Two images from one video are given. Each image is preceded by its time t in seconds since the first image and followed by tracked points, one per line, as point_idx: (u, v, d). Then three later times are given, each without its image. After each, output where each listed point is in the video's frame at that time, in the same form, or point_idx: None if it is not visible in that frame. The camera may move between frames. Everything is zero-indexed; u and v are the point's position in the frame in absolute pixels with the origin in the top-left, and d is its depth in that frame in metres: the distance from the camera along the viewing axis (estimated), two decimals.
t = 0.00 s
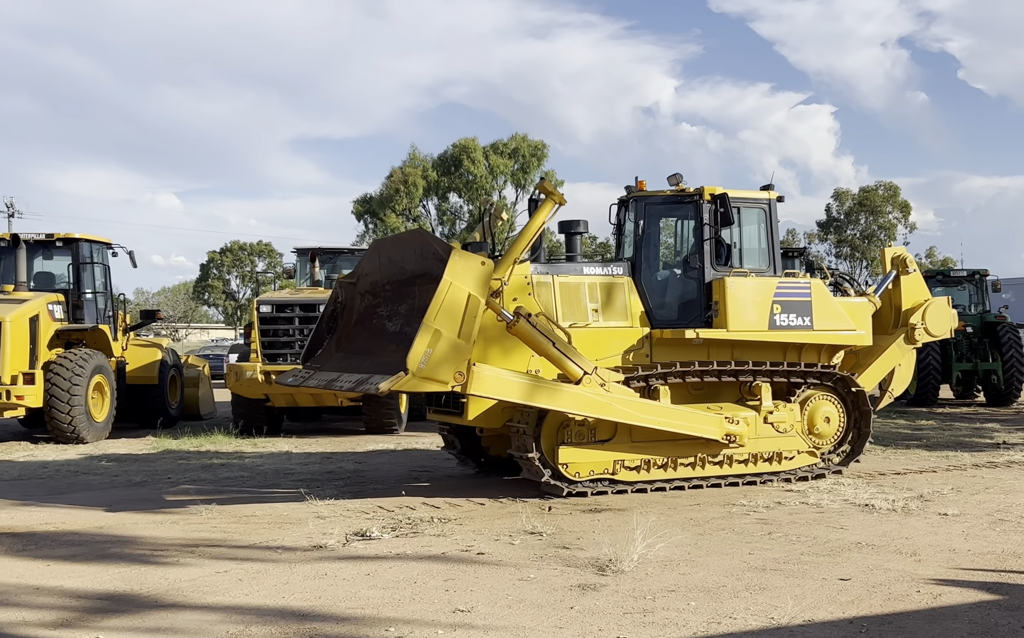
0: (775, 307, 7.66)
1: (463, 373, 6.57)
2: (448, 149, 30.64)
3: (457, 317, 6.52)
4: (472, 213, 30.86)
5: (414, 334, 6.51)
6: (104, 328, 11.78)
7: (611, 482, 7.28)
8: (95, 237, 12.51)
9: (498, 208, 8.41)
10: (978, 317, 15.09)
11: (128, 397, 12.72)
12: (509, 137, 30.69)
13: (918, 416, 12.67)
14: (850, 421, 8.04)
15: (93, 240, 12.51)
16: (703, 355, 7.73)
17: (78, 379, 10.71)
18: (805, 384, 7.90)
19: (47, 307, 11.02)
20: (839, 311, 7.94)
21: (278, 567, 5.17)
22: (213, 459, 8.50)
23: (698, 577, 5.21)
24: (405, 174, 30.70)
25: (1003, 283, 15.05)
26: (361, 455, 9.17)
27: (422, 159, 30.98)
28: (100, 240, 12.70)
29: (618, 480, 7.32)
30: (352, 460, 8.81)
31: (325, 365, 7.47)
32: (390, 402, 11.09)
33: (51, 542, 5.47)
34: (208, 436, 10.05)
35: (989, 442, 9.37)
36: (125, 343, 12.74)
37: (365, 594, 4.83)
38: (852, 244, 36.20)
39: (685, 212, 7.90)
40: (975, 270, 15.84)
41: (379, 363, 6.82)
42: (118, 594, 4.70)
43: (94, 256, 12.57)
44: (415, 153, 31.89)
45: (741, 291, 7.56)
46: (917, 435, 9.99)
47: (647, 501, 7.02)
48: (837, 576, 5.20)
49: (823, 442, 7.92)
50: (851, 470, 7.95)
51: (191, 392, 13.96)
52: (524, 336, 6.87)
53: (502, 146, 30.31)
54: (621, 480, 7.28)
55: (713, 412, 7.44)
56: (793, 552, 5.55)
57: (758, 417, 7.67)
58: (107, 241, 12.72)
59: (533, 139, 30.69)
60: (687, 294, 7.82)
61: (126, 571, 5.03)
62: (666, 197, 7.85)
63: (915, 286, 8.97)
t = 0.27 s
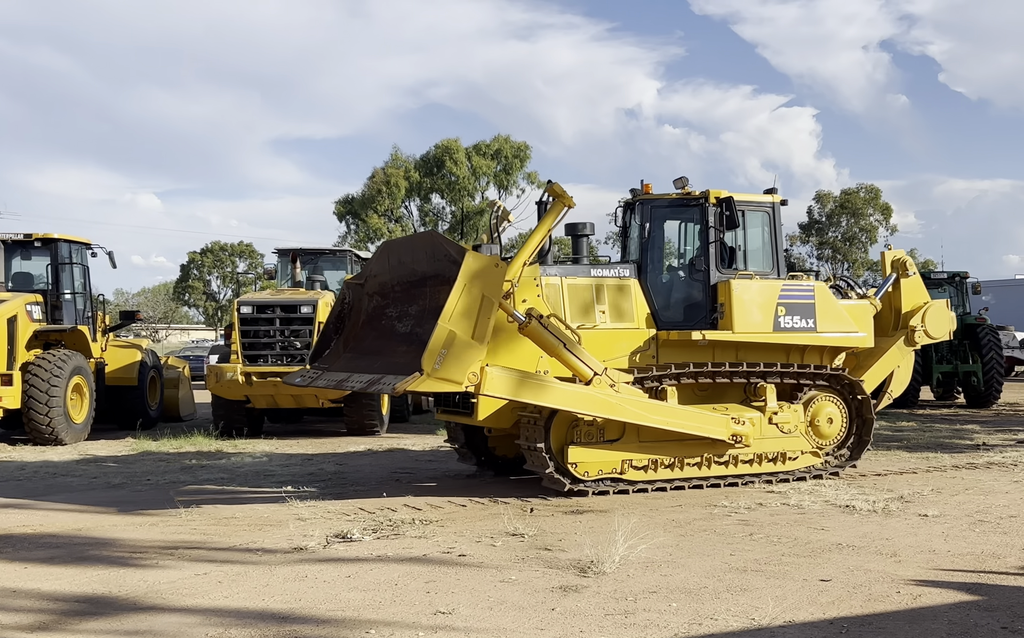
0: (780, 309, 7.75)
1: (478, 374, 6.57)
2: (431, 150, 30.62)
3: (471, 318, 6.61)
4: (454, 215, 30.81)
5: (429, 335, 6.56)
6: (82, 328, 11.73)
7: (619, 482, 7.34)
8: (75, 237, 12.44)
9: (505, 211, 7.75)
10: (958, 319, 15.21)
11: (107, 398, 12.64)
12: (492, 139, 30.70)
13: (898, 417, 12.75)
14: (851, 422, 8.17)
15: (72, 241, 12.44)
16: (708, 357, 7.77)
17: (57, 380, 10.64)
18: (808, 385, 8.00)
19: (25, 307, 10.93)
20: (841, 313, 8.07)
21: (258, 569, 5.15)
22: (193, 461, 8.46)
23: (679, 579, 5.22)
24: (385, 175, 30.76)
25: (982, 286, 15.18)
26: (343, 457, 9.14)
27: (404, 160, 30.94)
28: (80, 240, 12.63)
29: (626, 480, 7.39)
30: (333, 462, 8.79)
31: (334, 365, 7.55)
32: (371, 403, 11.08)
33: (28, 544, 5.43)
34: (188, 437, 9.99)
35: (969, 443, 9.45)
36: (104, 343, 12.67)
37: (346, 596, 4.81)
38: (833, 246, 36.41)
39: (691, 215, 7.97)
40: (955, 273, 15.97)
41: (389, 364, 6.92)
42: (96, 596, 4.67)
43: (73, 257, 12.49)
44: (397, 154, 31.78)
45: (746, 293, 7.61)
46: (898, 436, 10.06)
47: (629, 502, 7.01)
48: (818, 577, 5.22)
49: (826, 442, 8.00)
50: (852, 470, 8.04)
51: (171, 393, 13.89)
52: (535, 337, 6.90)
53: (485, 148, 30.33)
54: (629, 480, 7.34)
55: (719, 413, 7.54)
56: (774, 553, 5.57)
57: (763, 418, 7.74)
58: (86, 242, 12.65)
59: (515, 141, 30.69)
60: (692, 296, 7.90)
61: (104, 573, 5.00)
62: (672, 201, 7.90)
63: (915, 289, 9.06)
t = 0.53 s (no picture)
0: (782, 311, 7.78)
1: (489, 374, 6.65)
2: (412, 150, 30.58)
3: (483, 320, 6.70)
4: (435, 215, 30.76)
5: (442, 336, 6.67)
6: (60, 328, 11.66)
7: (626, 482, 7.37)
8: (53, 236, 12.35)
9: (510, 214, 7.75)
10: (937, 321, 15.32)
11: (85, 399, 12.56)
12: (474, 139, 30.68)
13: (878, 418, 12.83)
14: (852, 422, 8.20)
15: (50, 240, 12.35)
16: (712, 357, 7.84)
17: (34, 380, 10.57)
18: (809, 386, 8.04)
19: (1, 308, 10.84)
20: (843, 315, 8.11)
21: (236, 571, 5.13)
22: (172, 462, 8.42)
23: (660, 579, 5.22)
24: (367, 175, 30.69)
25: (960, 288, 15.29)
26: (322, 458, 9.10)
27: (385, 160, 30.89)
28: (57, 240, 12.53)
29: (632, 480, 7.41)
30: (313, 463, 8.75)
31: (341, 365, 7.57)
32: (352, 404, 11.07)
33: (3, 546, 5.38)
34: (167, 438, 9.93)
35: (949, 444, 9.53)
36: (82, 344, 12.59)
37: (325, 598, 4.80)
38: (814, 248, 36.42)
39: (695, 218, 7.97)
40: (935, 275, 16.09)
41: (399, 364, 7.02)
42: (73, 599, 4.64)
43: (51, 256, 12.40)
44: (378, 153, 31.68)
45: (749, 295, 7.65)
46: (878, 437, 10.13)
47: (609, 503, 7.03)
48: (798, 577, 5.24)
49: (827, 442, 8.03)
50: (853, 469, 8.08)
51: (150, 393, 13.82)
52: (545, 339, 6.91)
53: (466, 148, 30.30)
54: (635, 479, 7.37)
55: (724, 413, 7.56)
56: (754, 553, 5.59)
57: (766, 418, 7.78)
58: (65, 241, 12.56)
59: (497, 141, 30.66)
60: (695, 297, 7.92)
61: (81, 575, 4.96)
62: (676, 203, 7.90)
63: (914, 290, 9.10)
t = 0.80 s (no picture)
0: (784, 312, 7.84)
1: (499, 374, 6.64)
2: (392, 150, 30.53)
3: (495, 320, 6.70)
4: (416, 215, 30.70)
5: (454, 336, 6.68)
6: (36, 328, 11.60)
7: (631, 481, 7.41)
8: (28, 236, 12.25)
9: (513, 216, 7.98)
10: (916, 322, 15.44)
11: (62, 400, 12.47)
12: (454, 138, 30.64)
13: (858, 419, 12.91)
14: (852, 422, 8.26)
15: (26, 239, 12.25)
16: (714, 357, 7.88)
17: (10, 381, 10.49)
18: (810, 386, 8.09)
19: None
20: (842, 317, 8.17)
21: (214, 572, 5.10)
22: (149, 463, 8.37)
23: (639, 580, 5.23)
24: (347, 175, 30.61)
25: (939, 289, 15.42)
26: (300, 459, 9.07)
27: (365, 159, 30.77)
28: (34, 239, 12.43)
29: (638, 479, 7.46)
30: (291, 464, 8.72)
31: (346, 365, 7.61)
32: (332, 406, 11.07)
33: None
34: (145, 439, 9.87)
35: (927, 444, 9.61)
36: (59, 344, 12.50)
37: (304, 599, 4.78)
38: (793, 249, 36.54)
39: (698, 220, 7.99)
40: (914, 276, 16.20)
41: (406, 364, 7.05)
42: (49, 601, 4.60)
43: (27, 256, 12.30)
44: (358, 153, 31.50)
45: (752, 297, 7.72)
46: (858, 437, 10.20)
47: (591, 503, 7.07)
48: (777, 577, 5.26)
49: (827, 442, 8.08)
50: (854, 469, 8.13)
51: (127, 394, 13.74)
52: (554, 339, 6.92)
53: (446, 148, 30.24)
54: (640, 478, 7.42)
55: (727, 413, 7.60)
56: (734, 553, 5.61)
57: (769, 418, 7.83)
58: (41, 240, 12.46)
59: (477, 141, 30.63)
60: (699, 299, 7.92)
61: (57, 577, 4.93)
62: (679, 206, 7.94)
63: (911, 292, 9.15)
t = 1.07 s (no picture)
0: (784, 313, 7.87)
1: (507, 374, 6.56)
2: (371, 150, 30.48)
3: (503, 320, 6.71)
4: (396, 215, 30.66)
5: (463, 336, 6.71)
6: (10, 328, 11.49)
7: (637, 479, 7.44)
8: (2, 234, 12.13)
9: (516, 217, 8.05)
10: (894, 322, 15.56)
11: (37, 401, 12.37)
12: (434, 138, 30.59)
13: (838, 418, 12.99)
14: (850, 421, 8.31)
15: None
16: (716, 357, 7.91)
17: None
18: (809, 386, 8.13)
19: None
20: (841, 318, 8.20)
21: (191, 574, 5.07)
22: (126, 464, 8.31)
23: (618, 580, 5.24)
24: (326, 174, 30.53)
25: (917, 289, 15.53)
26: (279, 459, 9.04)
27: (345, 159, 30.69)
28: (8, 238, 12.31)
29: (643, 478, 7.49)
30: (270, 465, 8.68)
31: (351, 364, 7.61)
32: (310, 406, 11.06)
33: None
34: (122, 440, 9.81)
35: (906, 444, 9.69)
36: (34, 344, 12.40)
37: (282, 601, 4.75)
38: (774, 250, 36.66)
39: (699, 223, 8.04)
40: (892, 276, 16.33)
41: (413, 364, 7.07)
42: (24, 603, 4.56)
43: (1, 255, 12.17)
44: (338, 153, 31.38)
45: (753, 298, 7.75)
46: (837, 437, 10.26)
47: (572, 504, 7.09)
48: (756, 577, 5.28)
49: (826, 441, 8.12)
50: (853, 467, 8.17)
51: (104, 395, 13.66)
52: (561, 339, 6.91)
53: (427, 148, 30.20)
54: (643, 476, 7.45)
55: (729, 412, 7.63)
56: (714, 553, 5.62)
57: (769, 417, 7.87)
58: (14, 239, 12.33)
59: (457, 141, 30.58)
60: (699, 300, 8.00)
61: (32, 579, 4.88)
62: (681, 207, 7.99)
63: (908, 293, 9.21)
